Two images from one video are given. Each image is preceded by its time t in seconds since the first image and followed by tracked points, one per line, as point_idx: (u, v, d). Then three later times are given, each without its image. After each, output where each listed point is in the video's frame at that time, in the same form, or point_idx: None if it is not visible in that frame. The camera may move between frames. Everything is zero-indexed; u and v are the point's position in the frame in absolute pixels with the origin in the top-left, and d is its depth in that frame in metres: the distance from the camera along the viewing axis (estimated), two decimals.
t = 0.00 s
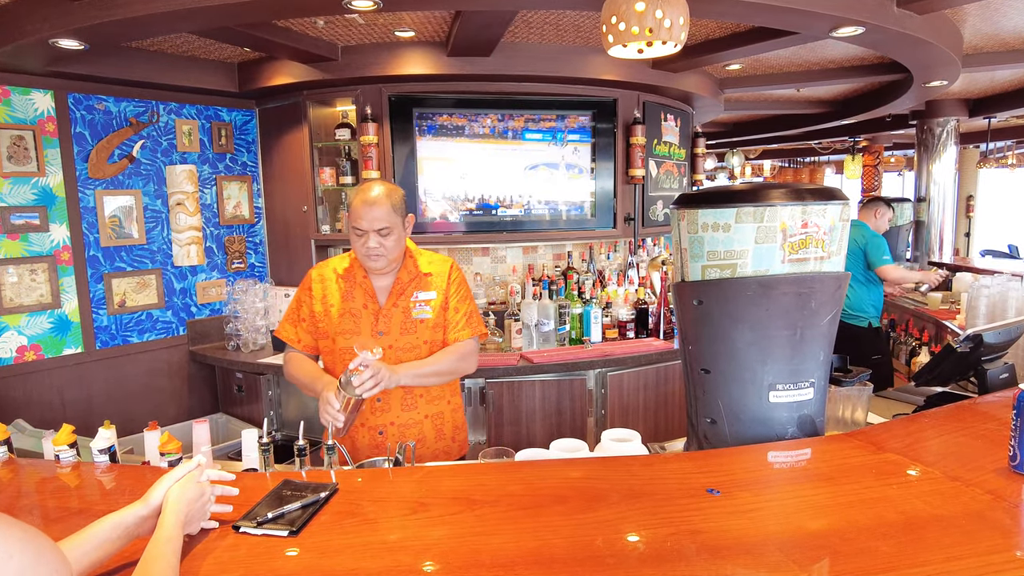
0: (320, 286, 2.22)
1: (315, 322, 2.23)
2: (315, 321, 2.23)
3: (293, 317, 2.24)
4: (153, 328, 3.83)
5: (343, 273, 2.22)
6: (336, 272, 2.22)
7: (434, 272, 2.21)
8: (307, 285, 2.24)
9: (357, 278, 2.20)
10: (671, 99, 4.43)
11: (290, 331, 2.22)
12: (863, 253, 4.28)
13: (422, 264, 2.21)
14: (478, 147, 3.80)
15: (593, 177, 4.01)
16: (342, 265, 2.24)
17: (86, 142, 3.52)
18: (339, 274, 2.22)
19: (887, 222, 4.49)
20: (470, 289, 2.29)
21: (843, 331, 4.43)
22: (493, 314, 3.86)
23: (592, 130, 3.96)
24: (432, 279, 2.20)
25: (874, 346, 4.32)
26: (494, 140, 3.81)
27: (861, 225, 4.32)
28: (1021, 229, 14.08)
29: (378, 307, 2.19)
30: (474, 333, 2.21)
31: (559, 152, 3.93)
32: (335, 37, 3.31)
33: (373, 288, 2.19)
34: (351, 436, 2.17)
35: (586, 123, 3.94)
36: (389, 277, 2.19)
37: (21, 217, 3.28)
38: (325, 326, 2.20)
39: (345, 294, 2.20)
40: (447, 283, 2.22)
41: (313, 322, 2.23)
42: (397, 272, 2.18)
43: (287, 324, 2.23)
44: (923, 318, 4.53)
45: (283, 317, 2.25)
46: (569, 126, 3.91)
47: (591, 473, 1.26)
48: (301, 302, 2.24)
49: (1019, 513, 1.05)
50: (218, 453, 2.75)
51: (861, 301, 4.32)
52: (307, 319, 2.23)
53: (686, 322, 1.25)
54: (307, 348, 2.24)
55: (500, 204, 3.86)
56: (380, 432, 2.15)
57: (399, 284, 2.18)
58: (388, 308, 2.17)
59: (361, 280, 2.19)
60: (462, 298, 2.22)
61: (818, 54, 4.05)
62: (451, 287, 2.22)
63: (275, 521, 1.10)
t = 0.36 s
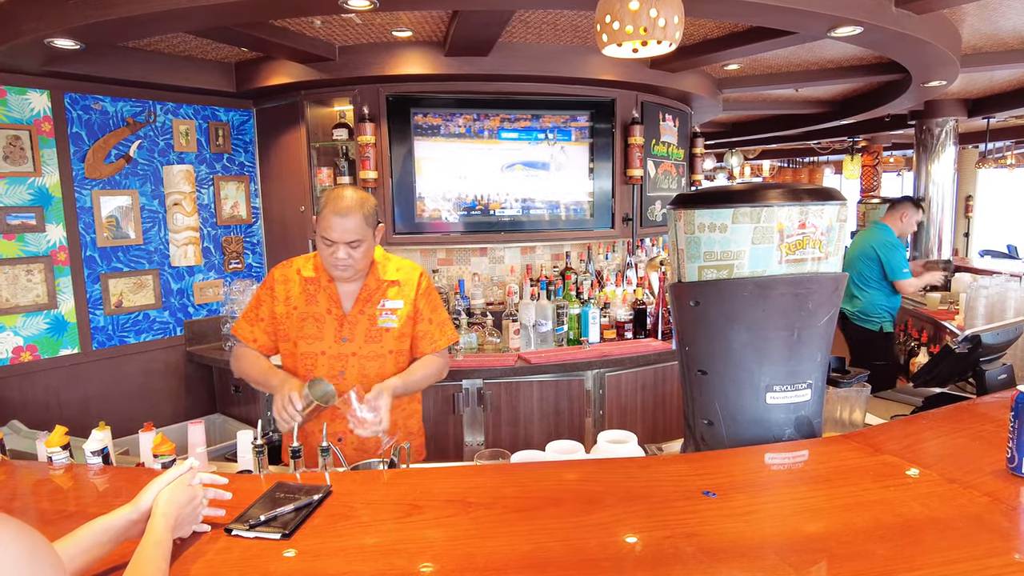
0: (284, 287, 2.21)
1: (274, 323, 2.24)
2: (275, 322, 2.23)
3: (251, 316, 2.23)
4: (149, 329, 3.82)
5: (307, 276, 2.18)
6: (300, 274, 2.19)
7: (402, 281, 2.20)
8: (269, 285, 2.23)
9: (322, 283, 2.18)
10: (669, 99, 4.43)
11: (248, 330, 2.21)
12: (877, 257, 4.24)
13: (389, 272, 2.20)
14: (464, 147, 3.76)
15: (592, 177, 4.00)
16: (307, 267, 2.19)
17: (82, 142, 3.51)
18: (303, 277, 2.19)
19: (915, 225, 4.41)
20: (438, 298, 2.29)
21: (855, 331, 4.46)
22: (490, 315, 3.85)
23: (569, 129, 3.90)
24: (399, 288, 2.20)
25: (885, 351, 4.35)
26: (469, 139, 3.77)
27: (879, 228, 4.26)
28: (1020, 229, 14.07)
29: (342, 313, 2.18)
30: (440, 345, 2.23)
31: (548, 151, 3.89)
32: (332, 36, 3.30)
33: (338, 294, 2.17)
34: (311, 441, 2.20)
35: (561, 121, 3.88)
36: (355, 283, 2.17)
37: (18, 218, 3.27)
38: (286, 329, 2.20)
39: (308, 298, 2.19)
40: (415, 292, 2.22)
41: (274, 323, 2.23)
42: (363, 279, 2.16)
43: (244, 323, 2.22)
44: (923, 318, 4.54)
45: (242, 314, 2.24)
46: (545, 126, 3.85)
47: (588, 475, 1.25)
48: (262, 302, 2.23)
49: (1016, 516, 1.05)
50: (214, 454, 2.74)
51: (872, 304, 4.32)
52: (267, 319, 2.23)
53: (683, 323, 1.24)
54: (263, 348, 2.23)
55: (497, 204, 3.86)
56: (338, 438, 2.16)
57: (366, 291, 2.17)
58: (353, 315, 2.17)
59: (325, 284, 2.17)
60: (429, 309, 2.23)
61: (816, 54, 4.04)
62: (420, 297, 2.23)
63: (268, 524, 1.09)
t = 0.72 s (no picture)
0: (275, 281, 2.19)
1: (261, 316, 2.21)
2: (262, 316, 2.21)
3: (237, 305, 2.21)
4: (147, 329, 3.81)
5: (300, 273, 2.18)
6: (294, 270, 2.19)
7: (394, 285, 2.19)
8: (260, 277, 2.21)
9: (314, 280, 2.16)
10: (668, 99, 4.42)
11: (233, 320, 2.20)
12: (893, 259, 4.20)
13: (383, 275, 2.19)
14: (453, 147, 3.75)
15: (590, 176, 3.99)
16: (302, 264, 2.20)
17: (79, 142, 3.50)
18: (297, 273, 2.19)
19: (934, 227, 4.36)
20: (428, 304, 2.28)
21: (863, 333, 4.47)
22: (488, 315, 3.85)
23: (543, 128, 3.85)
24: (391, 291, 2.19)
25: (891, 353, 4.34)
26: (452, 138, 3.75)
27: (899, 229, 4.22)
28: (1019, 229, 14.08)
29: (332, 312, 2.17)
30: (425, 353, 2.21)
31: (538, 150, 3.88)
32: (330, 35, 3.29)
33: (329, 293, 2.15)
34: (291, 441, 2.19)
35: (536, 120, 3.83)
36: (348, 283, 2.15)
37: (14, 217, 3.26)
38: (274, 323, 2.18)
39: (298, 294, 2.17)
40: (405, 297, 2.21)
41: (260, 316, 2.21)
42: (356, 280, 2.15)
43: (230, 313, 2.20)
44: (921, 318, 4.54)
45: (229, 304, 2.22)
46: (519, 125, 3.81)
47: (586, 476, 1.24)
48: (250, 293, 2.21)
49: (1016, 516, 1.04)
50: (212, 454, 2.73)
51: (881, 305, 4.33)
52: (253, 310, 2.21)
53: (681, 322, 1.24)
54: (246, 338, 2.21)
55: (496, 204, 3.85)
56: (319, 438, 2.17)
57: (358, 292, 2.15)
58: (343, 315, 2.16)
59: (317, 281, 2.16)
60: (418, 314, 2.21)
61: (815, 53, 4.03)
62: (411, 303, 2.21)
63: (263, 525, 1.08)
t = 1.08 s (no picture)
0: (294, 276, 2.22)
1: (279, 311, 2.23)
2: (281, 310, 2.23)
3: (256, 300, 2.23)
4: (145, 329, 3.81)
5: (319, 269, 2.19)
6: (313, 266, 2.21)
7: (411, 282, 2.20)
8: (280, 272, 2.23)
9: (332, 275, 2.17)
10: (666, 99, 4.43)
11: (250, 314, 2.21)
12: (898, 258, 4.22)
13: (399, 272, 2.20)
14: (453, 148, 3.75)
15: (588, 177, 4.00)
16: (321, 260, 2.21)
17: (77, 142, 3.49)
18: (315, 269, 2.20)
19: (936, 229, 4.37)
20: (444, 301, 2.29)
21: (864, 331, 4.47)
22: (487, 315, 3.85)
23: (523, 129, 3.82)
24: (407, 287, 2.20)
25: (891, 352, 4.35)
26: (452, 139, 3.75)
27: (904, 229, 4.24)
28: (1017, 229, 14.11)
29: (349, 307, 2.17)
30: (442, 349, 2.21)
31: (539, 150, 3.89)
32: (328, 36, 3.29)
33: (347, 289, 2.16)
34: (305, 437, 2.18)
35: (514, 121, 3.80)
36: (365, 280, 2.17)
37: (12, 217, 3.25)
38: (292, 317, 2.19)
39: (315, 290, 2.19)
40: (422, 294, 2.21)
41: (279, 311, 2.23)
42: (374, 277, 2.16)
43: (248, 308, 2.22)
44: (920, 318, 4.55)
45: (247, 299, 2.24)
46: (498, 126, 3.78)
47: (584, 475, 1.25)
48: (270, 289, 2.23)
49: (1013, 515, 1.04)
50: (211, 454, 2.73)
51: (885, 305, 4.33)
52: (272, 305, 2.23)
53: (679, 322, 1.24)
54: (264, 333, 2.22)
55: (494, 204, 3.85)
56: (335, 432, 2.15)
57: (374, 289, 2.16)
58: (360, 311, 2.16)
59: (335, 278, 2.16)
60: (434, 311, 2.22)
61: (813, 53, 4.04)
62: (428, 300, 2.22)
63: (262, 524, 1.08)
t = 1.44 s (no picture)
0: (316, 274, 2.22)
1: (300, 308, 2.25)
2: (302, 307, 2.24)
3: (278, 297, 2.25)
4: (144, 329, 3.81)
5: (342, 267, 2.20)
6: (335, 263, 2.21)
7: (432, 281, 2.20)
8: (302, 270, 2.24)
9: (353, 274, 2.18)
10: (664, 100, 4.44)
11: (272, 310, 2.23)
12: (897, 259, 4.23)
13: (418, 272, 2.19)
14: (452, 148, 3.76)
15: (587, 177, 4.00)
16: (343, 259, 2.21)
17: (76, 142, 3.49)
18: (337, 267, 2.21)
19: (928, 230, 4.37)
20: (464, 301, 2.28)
21: (862, 330, 4.48)
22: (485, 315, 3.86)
23: (503, 129, 3.80)
24: (428, 287, 2.19)
25: (889, 353, 4.35)
26: (451, 140, 3.75)
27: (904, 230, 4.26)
28: (1014, 229, 14.15)
29: (370, 305, 2.17)
30: (461, 350, 2.21)
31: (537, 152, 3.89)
32: (327, 36, 3.30)
33: (368, 287, 2.16)
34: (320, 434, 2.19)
35: (495, 121, 3.78)
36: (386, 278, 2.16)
37: (10, 218, 3.25)
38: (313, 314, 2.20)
39: (337, 288, 2.19)
40: (442, 293, 2.21)
41: (300, 308, 2.24)
42: (394, 276, 2.16)
43: (271, 304, 2.24)
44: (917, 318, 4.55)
45: (269, 295, 2.26)
46: (479, 126, 3.76)
47: (583, 474, 1.25)
48: (292, 285, 2.25)
49: (1008, 513, 1.05)
50: (210, 455, 2.73)
51: (883, 304, 4.34)
52: (293, 301, 2.24)
53: (677, 322, 1.25)
54: (286, 330, 2.24)
55: (493, 204, 3.86)
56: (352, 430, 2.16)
57: (394, 288, 2.16)
58: (379, 310, 2.16)
59: (356, 277, 2.16)
60: (453, 311, 2.21)
61: (810, 54, 4.05)
62: (447, 299, 2.21)
63: (262, 524, 1.09)
